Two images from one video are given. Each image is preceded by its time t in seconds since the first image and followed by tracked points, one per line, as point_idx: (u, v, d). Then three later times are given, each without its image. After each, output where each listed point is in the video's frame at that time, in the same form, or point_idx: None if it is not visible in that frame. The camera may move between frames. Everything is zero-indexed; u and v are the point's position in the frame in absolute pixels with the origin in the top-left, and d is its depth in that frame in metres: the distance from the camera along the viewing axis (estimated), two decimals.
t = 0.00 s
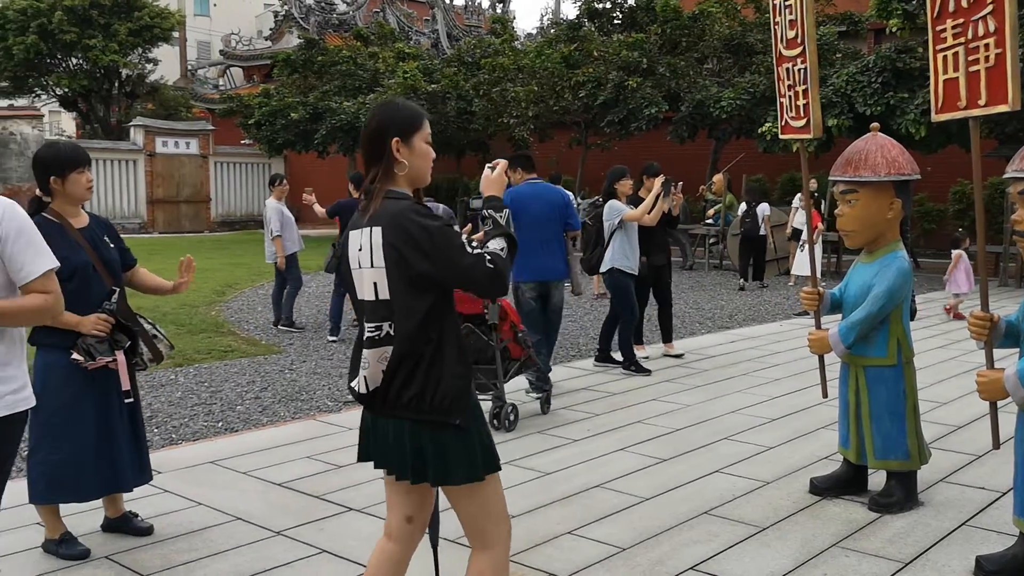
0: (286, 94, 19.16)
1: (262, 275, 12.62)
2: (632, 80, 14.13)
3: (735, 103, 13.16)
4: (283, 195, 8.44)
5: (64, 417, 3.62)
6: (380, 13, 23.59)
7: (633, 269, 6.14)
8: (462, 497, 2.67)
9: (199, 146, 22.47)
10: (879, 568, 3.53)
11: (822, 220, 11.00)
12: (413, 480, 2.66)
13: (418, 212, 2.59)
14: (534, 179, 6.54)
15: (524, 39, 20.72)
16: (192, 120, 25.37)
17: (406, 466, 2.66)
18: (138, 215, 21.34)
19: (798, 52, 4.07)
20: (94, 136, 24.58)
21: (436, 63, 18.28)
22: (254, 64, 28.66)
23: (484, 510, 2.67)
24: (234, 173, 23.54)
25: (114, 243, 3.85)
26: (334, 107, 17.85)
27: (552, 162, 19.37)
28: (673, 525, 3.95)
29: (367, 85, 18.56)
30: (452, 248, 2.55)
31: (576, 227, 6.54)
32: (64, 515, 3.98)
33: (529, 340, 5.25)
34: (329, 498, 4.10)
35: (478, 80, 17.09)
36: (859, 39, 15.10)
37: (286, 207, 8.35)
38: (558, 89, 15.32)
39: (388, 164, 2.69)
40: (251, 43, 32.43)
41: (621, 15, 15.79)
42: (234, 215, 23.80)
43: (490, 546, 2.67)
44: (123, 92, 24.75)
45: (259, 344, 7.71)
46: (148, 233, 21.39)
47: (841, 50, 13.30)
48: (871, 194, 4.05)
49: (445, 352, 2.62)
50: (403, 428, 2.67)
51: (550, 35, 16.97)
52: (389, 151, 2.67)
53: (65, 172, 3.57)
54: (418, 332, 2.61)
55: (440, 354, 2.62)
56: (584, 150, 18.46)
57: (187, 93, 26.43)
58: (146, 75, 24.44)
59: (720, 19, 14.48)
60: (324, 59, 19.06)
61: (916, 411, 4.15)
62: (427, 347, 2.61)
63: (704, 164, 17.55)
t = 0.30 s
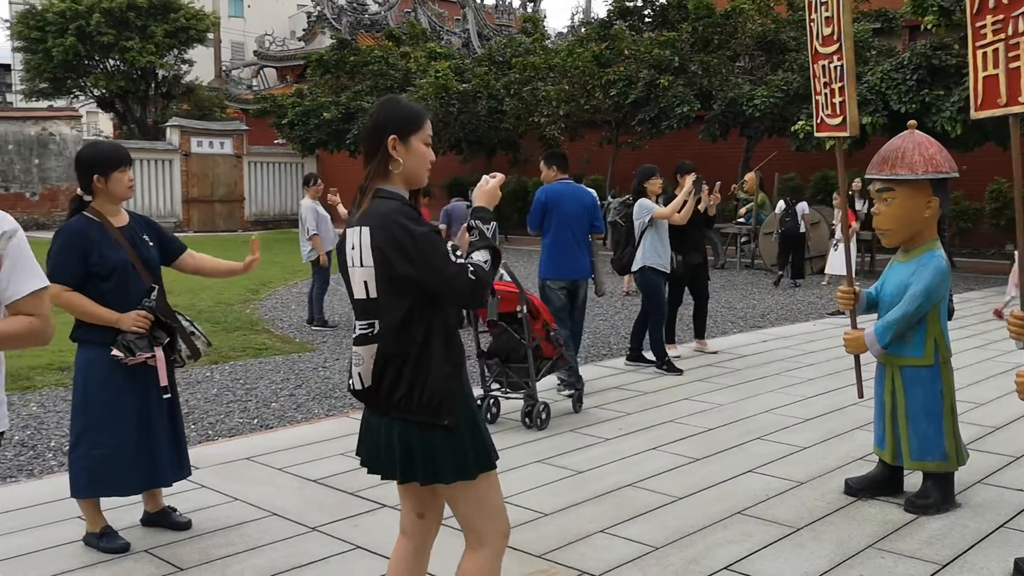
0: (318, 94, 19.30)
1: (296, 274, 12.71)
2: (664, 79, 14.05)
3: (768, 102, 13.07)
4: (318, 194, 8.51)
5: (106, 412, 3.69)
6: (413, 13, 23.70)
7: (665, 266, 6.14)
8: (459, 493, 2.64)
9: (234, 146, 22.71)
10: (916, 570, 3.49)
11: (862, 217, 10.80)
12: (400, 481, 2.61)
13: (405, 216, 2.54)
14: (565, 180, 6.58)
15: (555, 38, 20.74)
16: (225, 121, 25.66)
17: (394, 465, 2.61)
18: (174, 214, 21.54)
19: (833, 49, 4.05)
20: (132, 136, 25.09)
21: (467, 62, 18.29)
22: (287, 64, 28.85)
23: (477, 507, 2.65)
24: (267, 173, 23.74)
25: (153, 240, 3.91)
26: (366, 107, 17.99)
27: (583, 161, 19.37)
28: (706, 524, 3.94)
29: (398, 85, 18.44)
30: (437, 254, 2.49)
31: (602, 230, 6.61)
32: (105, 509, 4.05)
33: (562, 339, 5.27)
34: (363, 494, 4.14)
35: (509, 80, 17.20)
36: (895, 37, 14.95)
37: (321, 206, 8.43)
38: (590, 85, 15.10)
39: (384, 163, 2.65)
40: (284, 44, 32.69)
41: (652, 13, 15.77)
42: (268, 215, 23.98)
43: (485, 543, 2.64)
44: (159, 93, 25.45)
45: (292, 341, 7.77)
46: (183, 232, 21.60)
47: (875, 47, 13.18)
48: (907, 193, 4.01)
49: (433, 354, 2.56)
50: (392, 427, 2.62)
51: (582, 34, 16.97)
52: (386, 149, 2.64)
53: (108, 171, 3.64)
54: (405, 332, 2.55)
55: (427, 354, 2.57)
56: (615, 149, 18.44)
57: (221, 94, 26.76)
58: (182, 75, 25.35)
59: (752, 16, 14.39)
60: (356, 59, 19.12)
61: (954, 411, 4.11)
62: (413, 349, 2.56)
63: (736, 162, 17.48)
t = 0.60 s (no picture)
0: (352, 95, 19.45)
1: (331, 272, 12.82)
2: (697, 78, 13.99)
3: (803, 100, 12.98)
4: (353, 194, 8.60)
5: (145, 409, 3.74)
6: (445, 13, 23.83)
7: (698, 265, 6.12)
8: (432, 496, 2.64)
9: (269, 146, 22.94)
10: (954, 573, 3.45)
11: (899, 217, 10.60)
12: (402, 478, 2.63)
13: (422, 219, 2.52)
14: (594, 178, 6.60)
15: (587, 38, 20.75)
16: (259, 121, 25.94)
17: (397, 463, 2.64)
18: (209, 213, 21.80)
19: (871, 48, 4.02)
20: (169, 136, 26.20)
21: (500, 63, 18.32)
22: (322, 65, 29.06)
23: (447, 516, 2.63)
24: (302, 173, 23.95)
25: (194, 240, 3.96)
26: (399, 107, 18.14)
27: (615, 161, 19.37)
28: (739, 525, 3.92)
29: (433, 86, 18.38)
30: (448, 261, 2.47)
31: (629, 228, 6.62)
32: (146, 504, 4.12)
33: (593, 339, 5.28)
34: (398, 492, 4.18)
35: (542, 79, 17.26)
36: (932, 35, 14.78)
37: (356, 206, 8.52)
38: (622, 87, 15.31)
39: (406, 162, 2.64)
40: (318, 45, 33.00)
41: (686, 13, 15.73)
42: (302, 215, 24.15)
43: (441, 552, 2.63)
44: (196, 94, 26.32)
45: (326, 340, 7.84)
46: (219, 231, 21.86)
47: (912, 45, 13.05)
48: (946, 192, 3.97)
49: (438, 359, 2.56)
50: (397, 426, 2.64)
51: (614, 34, 16.97)
52: (409, 147, 2.62)
53: (150, 171, 3.70)
54: (414, 334, 2.56)
55: (433, 359, 2.56)
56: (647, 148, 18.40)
57: (257, 94, 27.08)
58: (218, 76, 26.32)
59: (787, 15, 14.31)
60: (389, 59, 19.16)
61: (994, 413, 4.06)
62: (419, 352, 2.56)
63: (769, 161, 17.38)
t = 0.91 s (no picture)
0: (388, 96, 19.58)
1: (366, 271, 12.92)
2: (733, 78, 13.91)
3: (840, 101, 12.91)
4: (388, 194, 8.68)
5: (188, 405, 3.81)
6: (480, 14, 23.92)
7: (733, 267, 6.09)
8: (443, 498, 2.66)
9: (305, 146, 23.02)
10: None
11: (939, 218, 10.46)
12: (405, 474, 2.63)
13: (448, 213, 2.53)
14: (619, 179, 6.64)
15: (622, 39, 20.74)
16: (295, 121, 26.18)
17: (401, 458, 2.64)
18: (247, 213, 22.09)
19: (912, 49, 3.99)
20: (207, 136, 26.76)
21: (534, 64, 18.37)
22: (358, 66, 29.25)
23: (461, 518, 2.66)
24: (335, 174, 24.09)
25: (236, 240, 4.04)
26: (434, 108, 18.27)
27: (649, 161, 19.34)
28: (775, 528, 3.90)
29: (467, 86, 18.35)
30: (470, 257, 2.49)
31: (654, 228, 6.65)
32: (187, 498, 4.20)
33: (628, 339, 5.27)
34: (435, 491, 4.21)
35: (577, 80, 17.28)
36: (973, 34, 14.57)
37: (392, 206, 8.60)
38: (658, 86, 14.97)
39: (434, 157, 2.65)
40: (353, 46, 33.26)
41: (721, 13, 15.66)
42: (338, 216, 24.27)
43: (454, 554, 2.66)
44: (234, 95, 26.99)
45: (361, 339, 7.91)
46: (255, 231, 22.12)
47: (952, 45, 12.89)
48: (988, 194, 3.93)
49: (452, 357, 2.56)
50: (404, 422, 2.64)
51: (649, 34, 16.95)
52: (437, 142, 2.63)
53: (194, 171, 3.77)
54: (429, 330, 2.56)
55: (446, 357, 2.56)
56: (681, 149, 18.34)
57: (295, 95, 27.25)
58: (255, 78, 26.88)
59: (824, 15, 14.22)
60: (424, 61, 19.39)
61: None
62: (433, 349, 2.56)
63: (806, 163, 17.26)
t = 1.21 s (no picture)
0: (424, 97, 19.69)
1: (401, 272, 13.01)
2: (769, 79, 13.80)
3: (878, 103, 12.83)
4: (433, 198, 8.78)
5: (228, 402, 3.87)
6: (515, 15, 23.99)
7: (769, 268, 6.07)
8: (472, 496, 2.63)
9: (342, 147, 23.14)
10: None
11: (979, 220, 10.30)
12: (436, 479, 2.64)
13: (461, 216, 2.55)
14: (638, 179, 6.93)
15: (657, 39, 20.68)
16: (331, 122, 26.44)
17: (430, 463, 2.65)
18: (284, 213, 22.38)
19: (954, 48, 3.94)
20: (246, 137, 27.17)
21: (569, 65, 18.41)
22: (394, 67, 29.42)
23: (495, 512, 2.63)
24: (371, 175, 24.03)
25: (277, 241, 4.13)
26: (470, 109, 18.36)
27: (684, 162, 19.30)
28: (812, 532, 3.88)
29: (501, 87, 18.82)
30: (488, 256, 2.51)
31: (676, 225, 6.83)
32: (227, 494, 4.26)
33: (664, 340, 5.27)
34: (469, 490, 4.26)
35: (612, 81, 17.25)
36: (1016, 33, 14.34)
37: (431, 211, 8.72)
38: (693, 88, 14.98)
39: (445, 162, 2.66)
40: (389, 48, 33.53)
41: (758, 13, 15.56)
42: (374, 217, 24.32)
43: (493, 549, 2.62)
44: (273, 97, 27.35)
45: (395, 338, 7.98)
46: (292, 231, 22.38)
47: (994, 45, 12.70)
48: None
49: (476, 356, 2.58)
50: (431, 425, 2.66)
51: (684, 35, 16.90)
52: (448, 145, 2.64)
53: (241, 172, 3.85)
54: (450, 332, 2.58)
55: (470, 358, 2.59)
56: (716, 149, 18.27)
57: (331, 96, 27.61)
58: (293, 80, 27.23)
59: (861, 15, 14.10)
60: (460, 62, 19.16)
61: None
62: (457, 350, 2.58)
63: (843, 163, 17.12)
